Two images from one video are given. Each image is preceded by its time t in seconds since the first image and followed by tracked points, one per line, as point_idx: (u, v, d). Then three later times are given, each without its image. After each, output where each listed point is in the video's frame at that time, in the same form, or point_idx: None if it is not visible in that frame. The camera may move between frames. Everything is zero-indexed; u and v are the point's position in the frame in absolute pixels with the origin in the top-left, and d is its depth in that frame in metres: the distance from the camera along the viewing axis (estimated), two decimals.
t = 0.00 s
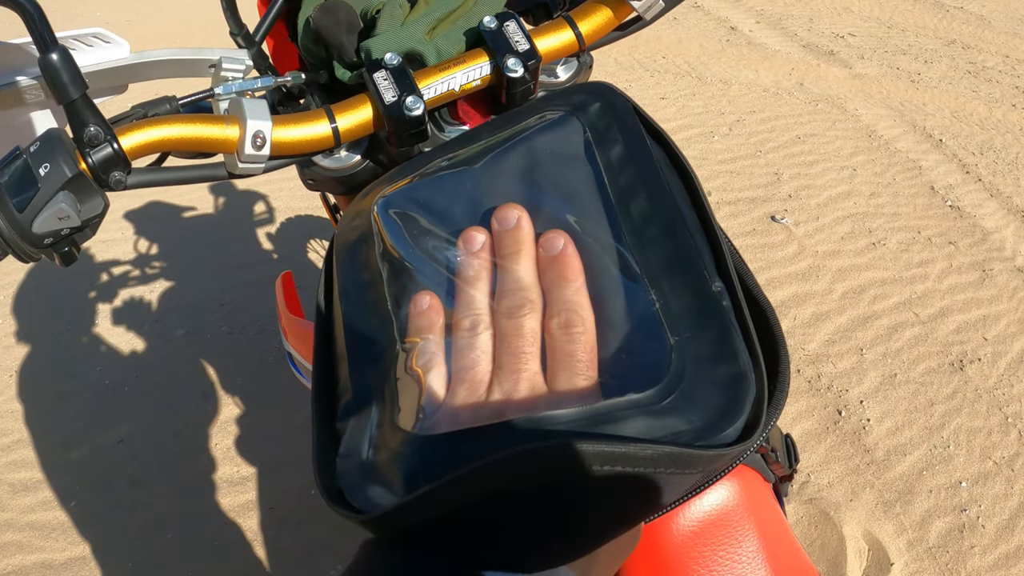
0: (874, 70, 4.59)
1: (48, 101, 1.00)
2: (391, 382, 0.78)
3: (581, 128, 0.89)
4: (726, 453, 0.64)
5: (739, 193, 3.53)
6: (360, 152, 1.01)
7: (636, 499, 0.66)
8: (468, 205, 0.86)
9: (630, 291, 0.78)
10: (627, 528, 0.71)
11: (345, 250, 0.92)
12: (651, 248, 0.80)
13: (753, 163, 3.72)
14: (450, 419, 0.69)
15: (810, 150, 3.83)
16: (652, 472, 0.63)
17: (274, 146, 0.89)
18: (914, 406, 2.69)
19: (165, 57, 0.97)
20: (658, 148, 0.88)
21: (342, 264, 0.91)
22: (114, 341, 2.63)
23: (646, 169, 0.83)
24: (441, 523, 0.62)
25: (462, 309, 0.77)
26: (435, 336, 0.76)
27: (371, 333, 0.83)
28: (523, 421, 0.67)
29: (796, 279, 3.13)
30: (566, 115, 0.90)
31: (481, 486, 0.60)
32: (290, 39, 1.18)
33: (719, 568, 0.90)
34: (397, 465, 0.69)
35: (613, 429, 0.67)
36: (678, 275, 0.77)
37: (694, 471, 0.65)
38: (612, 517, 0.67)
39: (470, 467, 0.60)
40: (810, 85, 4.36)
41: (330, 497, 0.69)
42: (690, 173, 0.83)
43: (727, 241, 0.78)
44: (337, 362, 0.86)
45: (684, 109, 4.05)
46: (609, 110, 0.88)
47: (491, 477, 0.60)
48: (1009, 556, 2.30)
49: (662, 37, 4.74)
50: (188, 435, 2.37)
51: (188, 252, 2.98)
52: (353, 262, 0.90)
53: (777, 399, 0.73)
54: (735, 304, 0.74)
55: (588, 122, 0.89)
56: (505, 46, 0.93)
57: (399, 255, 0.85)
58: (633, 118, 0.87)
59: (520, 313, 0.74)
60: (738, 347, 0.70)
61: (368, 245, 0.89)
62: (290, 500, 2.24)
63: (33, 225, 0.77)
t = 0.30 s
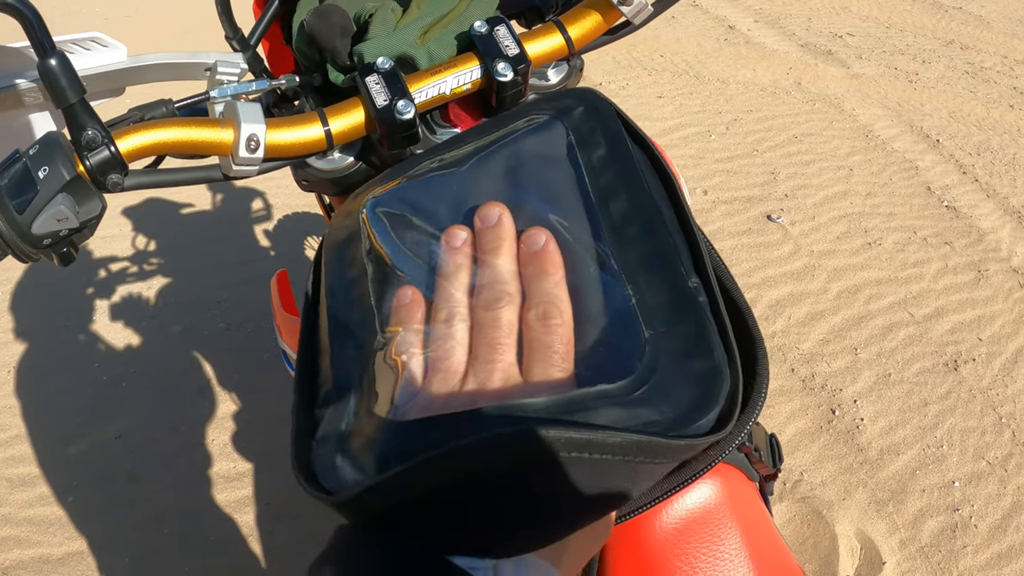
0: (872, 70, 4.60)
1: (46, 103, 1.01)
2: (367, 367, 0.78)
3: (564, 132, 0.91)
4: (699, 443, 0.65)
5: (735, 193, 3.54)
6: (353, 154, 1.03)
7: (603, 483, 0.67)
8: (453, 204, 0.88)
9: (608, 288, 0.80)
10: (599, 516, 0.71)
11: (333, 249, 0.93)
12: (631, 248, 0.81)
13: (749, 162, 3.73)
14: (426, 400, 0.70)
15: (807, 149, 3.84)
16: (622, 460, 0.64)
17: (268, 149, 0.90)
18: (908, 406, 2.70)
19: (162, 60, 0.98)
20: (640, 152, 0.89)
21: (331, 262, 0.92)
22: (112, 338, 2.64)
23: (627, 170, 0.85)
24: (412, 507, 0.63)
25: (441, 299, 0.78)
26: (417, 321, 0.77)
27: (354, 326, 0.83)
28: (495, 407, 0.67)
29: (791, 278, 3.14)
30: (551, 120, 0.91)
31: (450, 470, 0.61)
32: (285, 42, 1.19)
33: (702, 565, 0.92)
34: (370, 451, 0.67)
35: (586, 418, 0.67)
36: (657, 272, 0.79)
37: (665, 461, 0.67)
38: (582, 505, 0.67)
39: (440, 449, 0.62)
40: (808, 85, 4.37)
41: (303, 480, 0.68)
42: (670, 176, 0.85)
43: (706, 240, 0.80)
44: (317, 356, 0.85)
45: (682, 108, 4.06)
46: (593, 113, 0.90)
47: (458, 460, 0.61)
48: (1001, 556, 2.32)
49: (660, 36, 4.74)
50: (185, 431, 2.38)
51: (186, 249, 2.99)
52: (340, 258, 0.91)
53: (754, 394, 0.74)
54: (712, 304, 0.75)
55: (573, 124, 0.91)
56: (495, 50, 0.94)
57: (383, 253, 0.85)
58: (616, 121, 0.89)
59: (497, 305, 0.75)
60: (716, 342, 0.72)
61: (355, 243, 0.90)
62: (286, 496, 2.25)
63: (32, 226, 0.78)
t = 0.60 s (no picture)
0: (869, 69, 4.61)
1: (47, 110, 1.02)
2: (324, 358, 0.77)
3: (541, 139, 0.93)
4: (657, 432, 0.65)
5: (731, 192, 3.56)
6: (341, 160, 1.04)
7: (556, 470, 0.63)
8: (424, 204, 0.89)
9: (571, 277, 0.80)
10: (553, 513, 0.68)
11: (308, 253, 0.91)
12: (598, 240, 0.81)
13: (745, 161, 3.75)
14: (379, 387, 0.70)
15: (804, 149, 3.86)
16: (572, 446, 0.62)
17: (257, 157, 0.92)
18: (901, 406, 2.72)
19: (154, 70, 0.99)
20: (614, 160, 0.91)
21: (308, 260, 0.90)
22: (109, 336, 2.66)
23: (599, 174, 0.86)
24: (351, 490, 0.60)
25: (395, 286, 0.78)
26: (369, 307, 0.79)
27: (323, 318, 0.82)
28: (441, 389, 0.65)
29: (785, 278, 3.16)
30: (530, 126, 0.93)
31: (388, 450, 0.59)
32: (277, 49, 1.20)
33: (680, 564, 0.94)
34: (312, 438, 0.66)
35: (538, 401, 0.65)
36: (622, 266, 0.78)
37: (627, 449, 0.66)
38: (534, 492, 0.63)
39: (380, 426, 0.59)
40: (805, 84, 4.38)
41: (246, 465, 0.69)
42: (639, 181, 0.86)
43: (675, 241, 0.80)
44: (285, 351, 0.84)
45: (678, 107, 4.08)
46: (571, 122, 0.91)
47: (396, 439, 0.59)
48: (993, 556, 2.34)
49: (658, 35, 4.75)
50: (181, 428, 2.40)
51: (183, 247, 3.00)
52: (317, 259, 0.89)
53: (726, 392, 0.74)
54: (679, 294, 0.75)
55: (553, 128, 0.91)
56: (479, 59, 0.96)
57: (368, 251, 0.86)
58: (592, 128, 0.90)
59: (453, 290, 0.74)
60: (680, 332, 0.71)
61: (330, 247, 0.89)
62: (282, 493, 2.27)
63: (27, 234, 0.80)
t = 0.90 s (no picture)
0: (869, 66, 4.60)
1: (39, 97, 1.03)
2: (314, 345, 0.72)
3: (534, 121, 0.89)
4: (666, 401, 0.59)
5: (729, 187, 3.56)
6: (334, 148, 1.04)
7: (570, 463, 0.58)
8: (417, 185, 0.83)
9: (576, 254, 0.73)
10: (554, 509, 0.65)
11: (297, 241, 0.89)
12: (597, 218, 0.77)
13: (744, 157, 3.74)
14: (373, 380, 0.64)
15: (803, 145, 3.85)
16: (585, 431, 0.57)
17: (248, 143, 0.92)
18: (898, 402, 2.72)
19: (146, 57, 0.98)
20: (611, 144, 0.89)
21: (297, 253, 0.88)
22: (106, 329, 2.66)
23: (595, 154, 0.84)
24: (363, 485, 0.57)
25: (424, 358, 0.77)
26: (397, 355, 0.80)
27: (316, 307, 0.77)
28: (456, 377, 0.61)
29: (783, 274, 3.15)
30: (522, 110, 0.91)
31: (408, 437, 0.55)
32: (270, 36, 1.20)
33: (672, 556, 0.93)
34: (314, 432, 0.62)
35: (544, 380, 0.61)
36: (623, 239, 0.75)
37: (642, 424, 0.60)
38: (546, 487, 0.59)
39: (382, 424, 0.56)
40: (804, 80, 4.37)
41: (250, 465, 0.63)
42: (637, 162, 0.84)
43: (677, 217, 0.77)
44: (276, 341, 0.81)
45: (677, 103, 4.07)
46: (565, 106, 0.90)
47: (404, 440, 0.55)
48: (990, 552, 2.34)
49: (657, 30, 4.74)
50: (178, 421, 2.39)
51: (180, 241, 3.00)
52: (306, 248, 0.87)
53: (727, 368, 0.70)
54: (683, 266, 0.72)
55: (545, 111, 0.89)
56: (472, 46, 0.95)
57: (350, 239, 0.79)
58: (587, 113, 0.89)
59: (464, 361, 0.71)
60: (687, 302, 0.68)
61: (320, 234, 0.86)
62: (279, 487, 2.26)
63: (18, 218, 0.79)
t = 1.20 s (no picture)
0: (870, 62, 4.58)
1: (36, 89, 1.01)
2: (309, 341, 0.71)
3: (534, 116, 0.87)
4: (658, 425, 0.60)
5: (730, 183, 3.54)
6: (333, 140, 1.03)
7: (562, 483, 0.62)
8: (414, 182, 0.81)
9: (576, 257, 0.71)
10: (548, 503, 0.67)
11: (296, 231, 0.87)
12: (599, 220, 0.74)
13: (744, 153, 3.73)
14: (369, 394, 0.64)
15: (804, 141, 3.84)
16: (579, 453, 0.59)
17: (246, 135, 0.91)
18: (899, 400, 2.71)
19: (144, 48, 0.97)
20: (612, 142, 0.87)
21: (295, 244, 0.86)
22: (105, 325, 2.65)
23: (594, 151, 0.81)
24: (371, 505, 0.59)
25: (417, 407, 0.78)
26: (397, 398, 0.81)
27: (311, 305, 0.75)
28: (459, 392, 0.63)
29: (784, 270, 3.14)
30: (523, 105, 0.88)
31: (416, 462, 0.57)
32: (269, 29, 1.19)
33: (674, 554, 0.93)
34: (318, 444, 0.62)
35: (538, 404, 0.61)
36: (625, 245, 0.72)
37: (625, 446, 0.61)
38: (542, 498, 0.62)
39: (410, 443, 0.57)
40: (805, 77, 4.36)
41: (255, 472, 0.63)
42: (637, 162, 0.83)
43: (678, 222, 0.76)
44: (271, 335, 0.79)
45: (678, 99, 4.05)
46: (564, 100, 0.88)
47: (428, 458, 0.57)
48: (990, 550, 2.34)
49: (657, 26, 4.72)
50: (177, 416, 2.39)
51: (180, 236, 2.99)
52: (304, 239, 0.85)
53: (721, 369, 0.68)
54: (682, 275, 0.70)
55: (545, 106, 0.87)
56: (473, 37, 0.95)
57: (344, 237, 0.77)
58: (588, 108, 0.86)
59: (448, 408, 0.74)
60: (682, 312, 0.67)
61: (318, 227, 0.84)
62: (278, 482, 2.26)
63: (13, 211, 0.78)
